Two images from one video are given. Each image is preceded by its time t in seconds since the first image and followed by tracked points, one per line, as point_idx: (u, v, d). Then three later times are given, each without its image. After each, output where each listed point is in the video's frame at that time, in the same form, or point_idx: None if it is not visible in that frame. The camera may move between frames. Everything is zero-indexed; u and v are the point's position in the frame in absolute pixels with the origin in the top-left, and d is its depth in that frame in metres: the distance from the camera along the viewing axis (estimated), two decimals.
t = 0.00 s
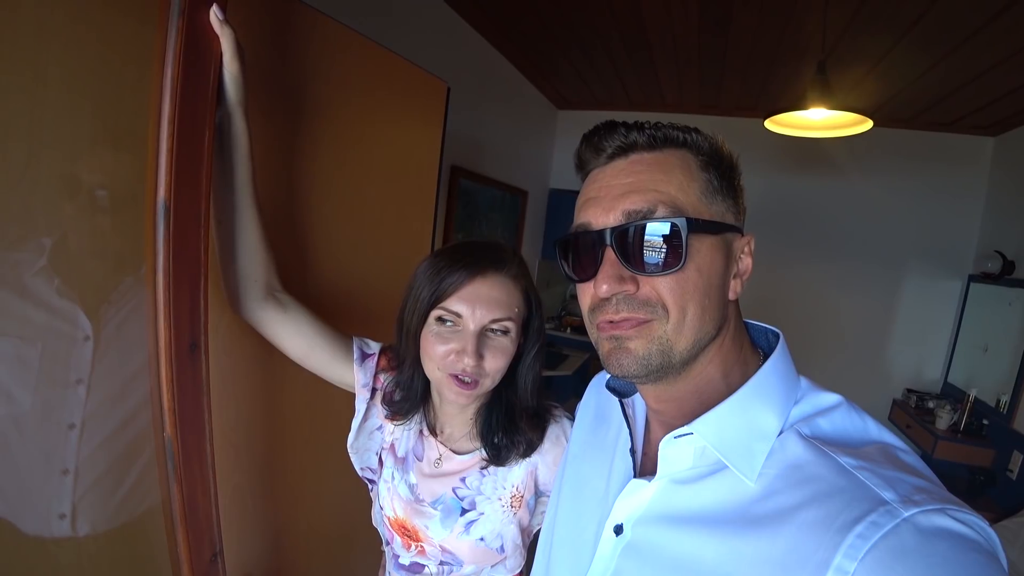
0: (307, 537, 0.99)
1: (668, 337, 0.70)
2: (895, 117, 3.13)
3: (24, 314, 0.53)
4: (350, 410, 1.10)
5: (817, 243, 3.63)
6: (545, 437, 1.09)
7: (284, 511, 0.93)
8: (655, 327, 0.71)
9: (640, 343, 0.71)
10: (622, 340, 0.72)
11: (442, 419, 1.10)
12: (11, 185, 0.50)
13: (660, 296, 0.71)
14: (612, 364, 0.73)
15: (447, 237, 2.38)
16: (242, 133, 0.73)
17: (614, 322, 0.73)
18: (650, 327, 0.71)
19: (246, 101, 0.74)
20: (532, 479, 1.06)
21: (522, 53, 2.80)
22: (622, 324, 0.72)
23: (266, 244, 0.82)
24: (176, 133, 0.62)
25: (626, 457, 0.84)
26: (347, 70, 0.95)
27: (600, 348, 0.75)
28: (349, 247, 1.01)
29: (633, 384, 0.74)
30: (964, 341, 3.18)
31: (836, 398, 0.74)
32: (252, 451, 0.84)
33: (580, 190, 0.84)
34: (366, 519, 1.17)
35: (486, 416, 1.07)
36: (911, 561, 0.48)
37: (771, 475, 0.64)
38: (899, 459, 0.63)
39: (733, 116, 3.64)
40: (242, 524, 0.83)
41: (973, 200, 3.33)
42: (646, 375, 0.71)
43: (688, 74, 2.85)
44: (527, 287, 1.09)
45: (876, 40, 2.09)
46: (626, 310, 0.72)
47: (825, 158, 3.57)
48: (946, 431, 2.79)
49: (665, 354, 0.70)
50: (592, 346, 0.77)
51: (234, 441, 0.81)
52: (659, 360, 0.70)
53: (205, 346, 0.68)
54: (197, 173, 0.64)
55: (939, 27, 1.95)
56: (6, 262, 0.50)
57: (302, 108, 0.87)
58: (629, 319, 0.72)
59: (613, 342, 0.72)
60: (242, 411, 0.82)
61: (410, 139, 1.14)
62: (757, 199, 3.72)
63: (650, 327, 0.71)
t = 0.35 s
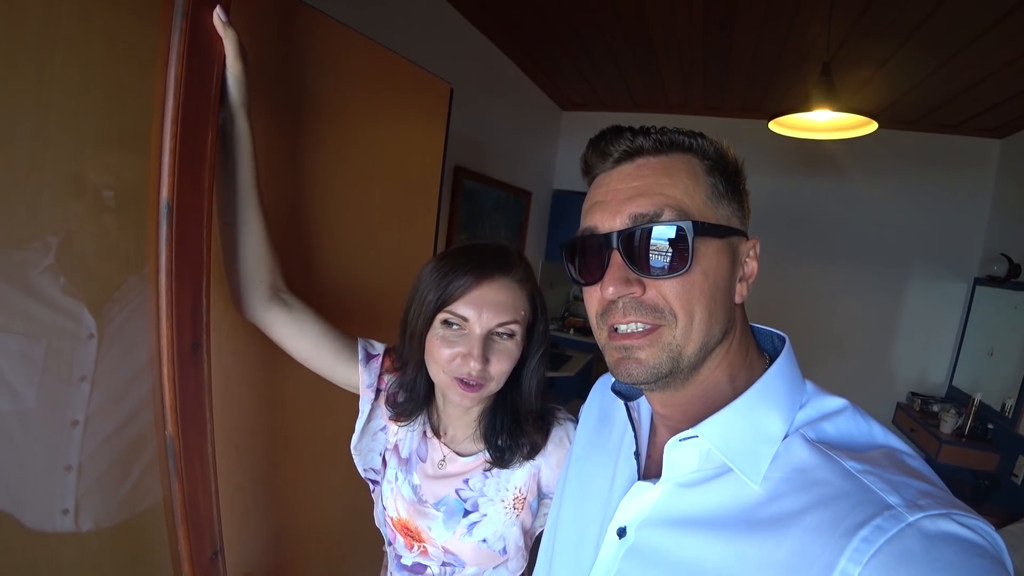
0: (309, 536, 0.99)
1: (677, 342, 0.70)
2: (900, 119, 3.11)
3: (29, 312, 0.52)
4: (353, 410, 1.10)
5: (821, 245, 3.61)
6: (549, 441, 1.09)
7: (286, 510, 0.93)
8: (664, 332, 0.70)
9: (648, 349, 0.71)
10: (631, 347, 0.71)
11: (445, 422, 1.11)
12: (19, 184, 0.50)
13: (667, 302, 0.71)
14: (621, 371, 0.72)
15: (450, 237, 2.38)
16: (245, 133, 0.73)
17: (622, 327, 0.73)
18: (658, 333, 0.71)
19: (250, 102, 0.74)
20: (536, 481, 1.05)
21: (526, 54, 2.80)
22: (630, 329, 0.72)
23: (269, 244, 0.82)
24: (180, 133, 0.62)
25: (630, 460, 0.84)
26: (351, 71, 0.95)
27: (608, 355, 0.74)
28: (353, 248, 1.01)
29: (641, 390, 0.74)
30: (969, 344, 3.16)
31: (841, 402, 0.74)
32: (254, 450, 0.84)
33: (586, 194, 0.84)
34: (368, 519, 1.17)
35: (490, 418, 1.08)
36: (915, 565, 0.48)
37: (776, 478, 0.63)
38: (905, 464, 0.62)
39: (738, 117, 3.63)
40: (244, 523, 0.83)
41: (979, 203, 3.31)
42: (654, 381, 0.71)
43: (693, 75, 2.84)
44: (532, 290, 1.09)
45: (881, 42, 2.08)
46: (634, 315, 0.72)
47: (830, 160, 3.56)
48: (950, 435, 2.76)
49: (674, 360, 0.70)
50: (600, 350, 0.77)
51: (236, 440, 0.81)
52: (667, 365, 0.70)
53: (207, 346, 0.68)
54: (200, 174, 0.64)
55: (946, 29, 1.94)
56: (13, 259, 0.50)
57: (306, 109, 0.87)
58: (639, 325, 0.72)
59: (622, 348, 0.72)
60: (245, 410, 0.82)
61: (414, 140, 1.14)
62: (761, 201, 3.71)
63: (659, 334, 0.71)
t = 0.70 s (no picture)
0: (314, 538, 0.99)
1: (685, 347, 0.70)
2: (909, 113, 3.07)
3: (34, 314, 0.52)
4: (357, 412, 1.09)
5: (829, 242, 3.58)
6: (556, 445, 1.09)
7: (290, 512, 0.93)
8: (672, 337, 0.70)
9: (656, 354, 0.70)
10: (640, 352, 0.71)
11: (450, 423, 1.10)
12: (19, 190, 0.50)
13: (675, 306, 0.70)
14: (628, 375, 0.72)
15: (455, 236, 2.38)
16: (243, 136, 0.73)
17: (630, 332, 0.72)
18: (666, 338, 0.70)
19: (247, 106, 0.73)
20: (541, 484, 1.05)
21: (530, 51, 2.78)
22: (638, 334, 0.72)
23: (270, 248, 0.81)
24: (177, 137, 0.61)
25: (636, 463, 0.83)
26: (351, 72, 0.94)
27: (616, 360, 0.74)
28: (355, 249, 1.01)
29: (648, 395, 0.73)
30: (980, 341, 3.13)
31: (848, 405, 0.73)
32: (257, 453, 0.84)
33: (592, 196, 0.83)
34: (373, 520, 1.17)
35: (497, 422, 1.07)
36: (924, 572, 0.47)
37: (782, 482, 0.62)
38: (913, 468, 0.61)
39: (744, 112, 3.60)
40: (248, 526, 0.83)
41: (989, 198, 3.26)
42: (662, 386, 0.70)
43: (698, 71, 2.82)
44: (540, 293, 1.08)
45: (889, 35, 2.05)
46: (642, 320, 0.71)
47: (837, 155, 3.52)
48: (960, 432, 2.72)
49: (682, 365, 0.70)
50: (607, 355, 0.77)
51: (240, 442, 0.81)
52: (676, 370, 0.70)
53: (208, 351, 0.68)
54: (198, 179, 0.64)
55: (955, 22, 1.91)
56: (17, 263, 0.50)
57: (305, 111, 0.86)
58: (647, 329, 0.71)
59: (630, 353, 0.72)
60: (248, 413, 0.82)
61: (415, 140, 1.13)
62: (768, 197, 3.68)
63: (667, 338, 0.70)
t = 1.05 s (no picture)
0: (317, 538, 0.99)
1: (695, 347, 0.69)
2: (914, 104, 3.05)
3: (34, 313, 0.52)
4: (359, 411, 1.09)
5: (832, 235, 3.56)
6: (563, 446, 1.08)
7: (293, 512, 0.92)
8: (682, 337, 0.69)
9: (667, 355, 0.69)
10: (650, 354, 0.70)
11: (455, 424, 1.10)
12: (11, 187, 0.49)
13: (685, 307, 0.69)
14: (638, 378, 0.71)
15: (456, 231, 2.37)
16: (239, 133, 0.72)
17: (639, 333, 0.71)
18: (676, 339, 0.69)
19: (243, 101, 0.72)
20: (547, 484, 1.05)
21: (530, 43, 2.75)
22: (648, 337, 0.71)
23: (269, 245, 0.80)
24: (170, 133, 0.59)
25: (641, 463, 0.82)
26: (348, 66, 0.93)
27: (625, 362, 0.73)
28: (355, 246, 0.99)
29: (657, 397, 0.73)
30: (984, 334, 3.11)
31: (857, 402, 0.72)
32: (258, 453, 0.84)
33: (599, 194, 0.81)
34: (376, 519, 1.17)
35: (502, 423, 1.07)
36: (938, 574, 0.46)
37: (791, 482, 0.61)
38: (924, 466, 0.60)
39: (746, 105, 3.57)
40: (250, 526, 0.82)
41: (994, 190, 3.24)
42: (673, 386, 0.69)
43: (700, 63, 2.79)
44: (544, 293, 1.07)
45: (895, 25, 2.03)
46: (652, 321, 0.70)
47: (840, 147, 3.49)
48: (964, 427, 2.72)
49: (692, 364, 0.69)
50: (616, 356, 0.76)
51: (240, 443, 0.80)
52: (686, 372, 0.69)
53: (205, 351, 0.66)
54: (193, 175, 0.62)
55: (961, 12, 1.89)
56: (14, 261, 0.49)
57: (302, 106, 0.85)
58: (656, 331, 0.70)
59: (640, 354, 0.71)
60: (248, 413, 0.81)
61: (415, 135, 1.11)
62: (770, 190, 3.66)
63: (677, 338, 0.69)
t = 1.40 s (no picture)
0: (317, 530, 1.00)
1: (691, 342, 0.69)
2: (913, 100, 3.04)
3: (35, 308, 0.52)
4: (359, 405, 1.09)
5: (832, 230, 3.56)
6: (561, 438, 1.09)
7: (294, 504, 0.93)
8: (676, 334, 0.69)
9: (662, 350, 0.70)
10: (646, 349, 0.71)
11: (454, 416, 1.10)
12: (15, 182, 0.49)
13: (680, 303, 0.69)
14: (635, 370, 0.71)
15: (456, 226, 2.37)
16: (238, 128, 0.72)
17: (635, 330, 0.71)
18: (671, 334, 0.70)
19: (242, 95, 0.72)
20: (545, 477, 1.06)
21: (530, 38, 2.74)
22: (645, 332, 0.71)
23: (269, 240, 0.81)
24: (171, 127, 0.60)
25: (638, 455, 0.83)
26: (348, 59, 0.93)
27: (622, 355, 0.73)
28: (354, 241, 1.00)
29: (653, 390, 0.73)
30: (982, 330, 3.12)
31: (852, 395, 0.72)
32: (259, 446, 0.84)
33: (595, 187, 0.82)
34: (376, 511, 1.18)
35: (500, 417, 1.07)
36: (930, 563, 0.46)
37: (785, 473, 0.62)
38: (917, 458, 0.61)
39: (746, 100, 3.57)
40: (251, 518, 0.83)
41: (993, 186, 3.24)
42: (669, 380, 0.70)
43: (701, 58, 2.78)
44: (539, 287, 1.07)
45: (895, 21, 2.02)
46: (647, 319, 0.70)
47: (840, 143, 3.49)
48: (960, 421, 2.73)
49: (688, 359, 0.70)
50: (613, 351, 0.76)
51: (241, 437, 0.80)
52: (682, 367, 0.69)
53: (207, 345, 0.67)
54: (193, 170, 0.63)
55: (960, 8, 1.89)
56: (18, 256, 0.49)
57: (301, 100, 0.85)
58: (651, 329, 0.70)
59: (636, 349, 0.71)
60: (250, 406, 0.82)
61: (414, 129, 1.11)
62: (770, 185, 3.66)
63: (671, 334, 0.70)
